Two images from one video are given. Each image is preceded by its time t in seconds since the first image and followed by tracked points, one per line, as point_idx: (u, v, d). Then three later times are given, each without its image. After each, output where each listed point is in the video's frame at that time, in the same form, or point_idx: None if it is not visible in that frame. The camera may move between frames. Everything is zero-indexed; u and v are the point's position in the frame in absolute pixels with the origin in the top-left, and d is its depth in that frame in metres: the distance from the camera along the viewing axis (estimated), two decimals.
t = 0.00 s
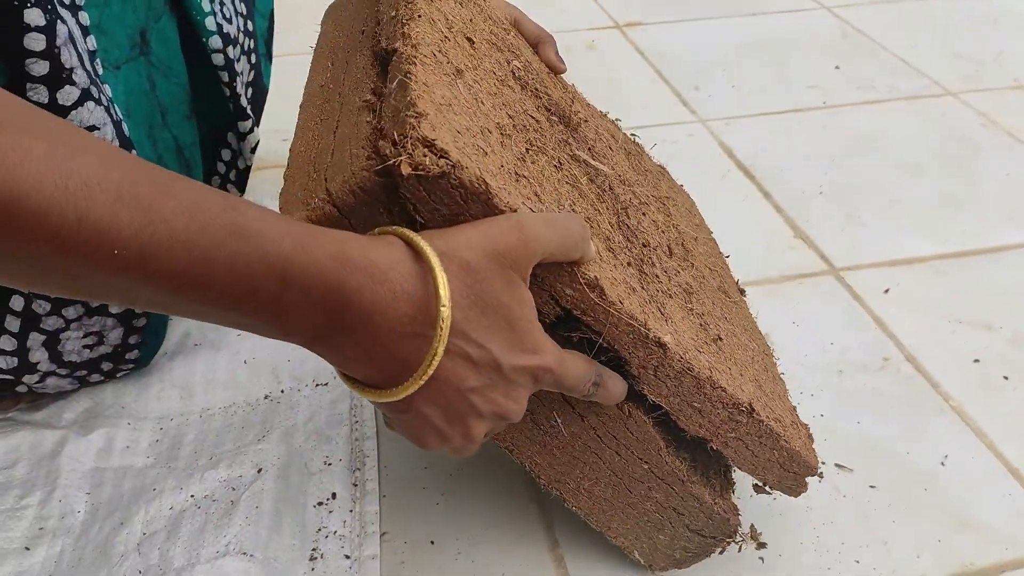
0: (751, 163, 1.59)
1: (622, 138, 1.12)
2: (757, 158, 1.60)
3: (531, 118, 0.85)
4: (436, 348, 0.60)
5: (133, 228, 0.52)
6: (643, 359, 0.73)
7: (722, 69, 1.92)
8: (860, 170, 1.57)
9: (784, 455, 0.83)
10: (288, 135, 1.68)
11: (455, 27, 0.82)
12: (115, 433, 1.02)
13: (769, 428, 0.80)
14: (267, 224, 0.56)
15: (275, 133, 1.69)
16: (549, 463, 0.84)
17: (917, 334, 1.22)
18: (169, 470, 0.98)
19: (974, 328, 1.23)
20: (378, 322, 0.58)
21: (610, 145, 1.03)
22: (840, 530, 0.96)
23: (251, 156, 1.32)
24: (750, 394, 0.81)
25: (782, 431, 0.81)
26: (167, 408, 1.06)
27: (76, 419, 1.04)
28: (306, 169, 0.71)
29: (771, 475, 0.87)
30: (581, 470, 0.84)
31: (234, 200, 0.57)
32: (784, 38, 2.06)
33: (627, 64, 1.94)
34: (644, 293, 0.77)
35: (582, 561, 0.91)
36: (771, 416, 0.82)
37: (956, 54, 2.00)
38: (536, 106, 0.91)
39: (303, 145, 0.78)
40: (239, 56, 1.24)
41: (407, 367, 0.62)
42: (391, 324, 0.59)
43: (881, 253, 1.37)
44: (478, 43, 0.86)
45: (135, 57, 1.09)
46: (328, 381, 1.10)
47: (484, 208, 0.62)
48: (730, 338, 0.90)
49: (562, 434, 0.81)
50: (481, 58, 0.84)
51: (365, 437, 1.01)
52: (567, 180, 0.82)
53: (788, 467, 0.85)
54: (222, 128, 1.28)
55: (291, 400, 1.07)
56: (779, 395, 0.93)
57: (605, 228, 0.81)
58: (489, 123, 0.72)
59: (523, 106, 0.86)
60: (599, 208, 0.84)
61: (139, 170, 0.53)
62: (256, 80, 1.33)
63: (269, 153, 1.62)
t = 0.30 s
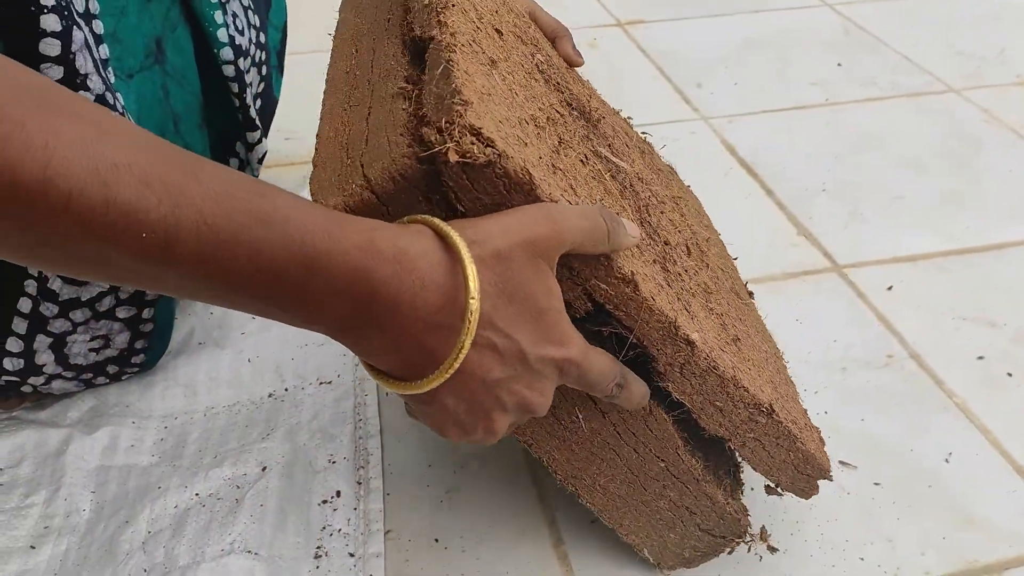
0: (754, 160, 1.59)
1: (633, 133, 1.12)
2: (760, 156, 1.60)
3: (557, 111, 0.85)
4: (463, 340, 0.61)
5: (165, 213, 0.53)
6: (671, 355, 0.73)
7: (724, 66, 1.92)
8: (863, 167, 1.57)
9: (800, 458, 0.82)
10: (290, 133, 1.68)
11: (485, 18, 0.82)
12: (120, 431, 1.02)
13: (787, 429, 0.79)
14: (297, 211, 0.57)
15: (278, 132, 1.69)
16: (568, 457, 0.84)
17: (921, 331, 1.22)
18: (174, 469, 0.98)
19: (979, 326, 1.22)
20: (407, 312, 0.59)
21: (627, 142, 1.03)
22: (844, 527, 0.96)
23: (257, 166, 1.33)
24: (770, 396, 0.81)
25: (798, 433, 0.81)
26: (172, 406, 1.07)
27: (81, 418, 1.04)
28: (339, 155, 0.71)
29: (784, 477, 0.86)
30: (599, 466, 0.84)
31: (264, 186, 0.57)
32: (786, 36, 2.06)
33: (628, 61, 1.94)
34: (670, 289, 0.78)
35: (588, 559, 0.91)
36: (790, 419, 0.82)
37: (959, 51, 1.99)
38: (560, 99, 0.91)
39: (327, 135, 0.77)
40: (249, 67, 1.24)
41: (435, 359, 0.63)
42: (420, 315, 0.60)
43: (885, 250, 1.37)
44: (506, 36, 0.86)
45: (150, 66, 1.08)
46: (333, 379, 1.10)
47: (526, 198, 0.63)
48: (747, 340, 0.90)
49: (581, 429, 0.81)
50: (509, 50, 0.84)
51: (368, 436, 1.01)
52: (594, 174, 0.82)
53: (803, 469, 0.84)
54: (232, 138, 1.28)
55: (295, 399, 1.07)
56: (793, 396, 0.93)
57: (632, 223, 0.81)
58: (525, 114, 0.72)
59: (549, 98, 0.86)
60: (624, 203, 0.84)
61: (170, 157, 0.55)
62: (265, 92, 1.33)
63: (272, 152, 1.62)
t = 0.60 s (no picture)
0: (755, 159, 1.59)
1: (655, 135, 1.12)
2: (761, 155, 1.60)
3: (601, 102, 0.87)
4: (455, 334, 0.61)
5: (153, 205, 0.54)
6: (712, 351, 0.75)
7: (725, 65, 1.92)
8: (863, 166, 1.57)
9: (819, 467, 0.82)
10: (291, 133, 1.68)
11: (544, 10, 0.85)
12: (121, 432, 1.02)
13: (813, 433, 0.80)
14: (284, 204, 0.59)
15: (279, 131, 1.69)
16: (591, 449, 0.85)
17: (922, 330, 1.22)
18: (176, 469, 0.98)
19: (980, 325, 1.22)
20: (392, 303, 0.61)
21: (658, 146, 1.05)
22: (847, 526, 0.96)
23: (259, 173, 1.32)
24: (799, 403, 0.82)
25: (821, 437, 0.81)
26: (173, 407, 1.07)
27: (82, 419, 1.04)
28: (393, 131, 0.73)
29: (801, 483, 0.86)
30: (618, 461, 0.85)
31: (253, 178, 0.59)
32: (787, 35, 2.06)
33: (629, 61, 1.94)
34: (711, 282, 0.80)
35: (593, 559, 0.91)
36: (816, 429, 0.82)
37: (960, 50, 1.99)
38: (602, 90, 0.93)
39: (376, 120, 0.79)
40: (253, 73, 1.24)
41: (422, 350, 0.64)
42: (405, 308, 0.61)
43: (885, 250, 1.37)
44: (557, 26, 0.88)
45: (153, 69, 1.08)
46: (334, 379, 1.10)
47: (596, 178, 0.67)
48: (773, 345, 0.92)
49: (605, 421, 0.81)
50: (560, 38, 0.86)
51: (370, 436, 1.01)
52: (637, 162, 0.84)
53: (820, 476, 0.84)
54: (232, 143, 1.28)
55: (296, 399, 1.07)
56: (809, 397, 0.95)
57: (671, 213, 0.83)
58: (581, 98, 0.74)
59: (594, 89, 0.88)
60: (663, 194, 0.86)
61: (159, 148, 0.56)
62: (270, 100, 1.33)
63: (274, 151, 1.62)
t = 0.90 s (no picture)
0: (756, 159, 1.58)
1: (658, 150, 1.12)
2: (762, 155, 1.59)
3: (593, 119, 0.88)
4: (462, 327, 0.61)
5: (162, 193, 0.54)
6: (720, 388, 0.76)
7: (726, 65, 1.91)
8: (864, 166, 1.57)
9: (827, 483, 0.84)
10: (291, 134, 1.68)
11: (538, 33, 0.86)
12: (120, 434, 1.02)
13: (820, 454, 0.81)
14: (293, 197, 0.59)
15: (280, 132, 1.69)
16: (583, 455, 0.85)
17: (923, 330, 1.21)
18: (175, 471, 0.98)
19: (981, 325, 1.22)
20: (398, 299, 0.60)
21: (660, 165, 1.05)
22: (846, 528, 0.96)
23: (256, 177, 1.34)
24: (808, 426, 0.83)
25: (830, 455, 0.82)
26: (172, 408, 1.07)
27: (82, 420, 1.05)
28: (381, 143, 0.74)
29: (811, 496, 0.87)
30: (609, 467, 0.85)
31: (264, 171, 0.59)
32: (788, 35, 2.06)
33: (630, 60, 1.94)
34: (708, 310, 0.80)
35: (592, 562, 0.90)
36: (825, 448, 0.83)
37: (961, 49, 1.98)
38: (595, 105, 0.93)
39: (364, 134, 0.80)
40: (252, 78, 1.24)
41: (428, 349, 0.64)
42: (411, 305, 0.61)
43: (886, 250, 1.36)
44: (551, 45, 0.89)
45: (149, 73, 1.07)
46: (332, 381, 1.10)
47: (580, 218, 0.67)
48: (776, 363, 0.92)
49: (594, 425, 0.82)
50: (552, 55, 0.86)
51: (369, 438, 1.01)
52: (625, 178, 0.84)
53: (830, 491, 0.85)
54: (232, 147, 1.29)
55: (295, 401, 1.07)
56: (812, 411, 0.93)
57: (660, 228, 0.83)
58: (563, 114, 0.74)
59: (587, 107, 0.89)
60: (654, 209, 0.86)
61: (171, 138, 0.56)
62: (269, 104, 1.34)
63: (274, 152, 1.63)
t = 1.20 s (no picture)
0: (760, 156, 1.58)
1: (655, 145, 1.12)
2: (766, 153, 1.59)
3: (583, 118, 0.88)
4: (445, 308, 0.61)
5: (146, 179, 0.55)
6: (713, 382, 0.76)
7: (731, 63, 1.91)
8: (869, 164, 1.56)
9: (827, 474, 0.84)
10: (296, 131, 1.69)
11: (525, 34, 0.86)
12: (126, 429, 1.03)
13: (818, 445, 0.81)
14: (275, 183, 0.59)
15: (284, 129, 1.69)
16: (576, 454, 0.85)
17: (927, 328, 1.21)
18: (180, 466, 0.98)
19: (985, 324, 1.22)
20: (379, 282, 0.60)
21: (657, 161, 1.05)
22: (850, 525, 0.96)
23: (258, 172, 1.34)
24: (806, 418, 0.83)
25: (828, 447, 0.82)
26: (178, 403, 1.07)
27: (89, 415, 1.05)
28: (367, 151, 0.74)
29: (812, 489, 0.86)
30: (606, 467, 0.85)
31: (245, 159, 0.60)
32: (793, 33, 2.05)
33: (634, 58, 1.93)
34: (699, 305, 0.80)
35: (595, 558, 0.91)
36: (822, 440, 0.83)
37: (966, 47, 1.98)
38: (587, 105, 0.93)
39: (352, 142, 0.81)
40: (253, 74, 1.25)
41: (411, 334, 0.64)
42: (393, 289, 0.61)
43: (890, 248, 1.36)
44: (538, 45, 0.90)
45: (146, 67, 1.08)
46: (338, 378, 1.10)
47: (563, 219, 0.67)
48: (773, 355, 0.91)
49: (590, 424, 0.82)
50: (539, 54, 0.86)
51: (374, 433, 1.02)
52: (615, 176, 0.84)
53: (831, 482, 0.85)
54: (234, 142, 1.30)
55: (300, 397, 1.07)
56: (812, 405, 0.93)
57: (652, 226, 0.83)
58: (548, 114, 0.75)
59: (577, 106, 0.89)
60: (646, 206, 0.86)
61: (155, 126, 0.57)
62: (271, 100, 1.35)
63: (279, 149, 1.63)
